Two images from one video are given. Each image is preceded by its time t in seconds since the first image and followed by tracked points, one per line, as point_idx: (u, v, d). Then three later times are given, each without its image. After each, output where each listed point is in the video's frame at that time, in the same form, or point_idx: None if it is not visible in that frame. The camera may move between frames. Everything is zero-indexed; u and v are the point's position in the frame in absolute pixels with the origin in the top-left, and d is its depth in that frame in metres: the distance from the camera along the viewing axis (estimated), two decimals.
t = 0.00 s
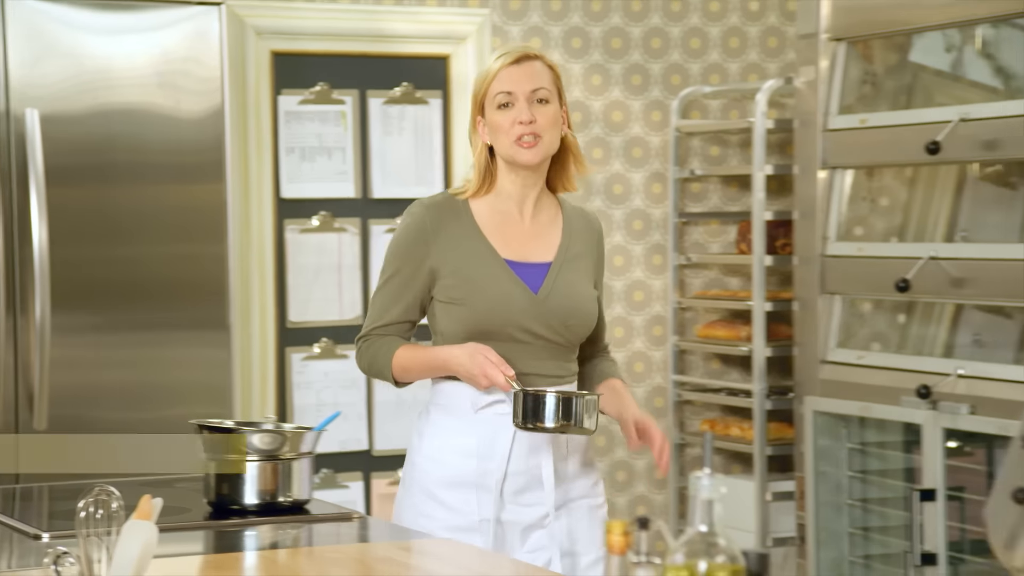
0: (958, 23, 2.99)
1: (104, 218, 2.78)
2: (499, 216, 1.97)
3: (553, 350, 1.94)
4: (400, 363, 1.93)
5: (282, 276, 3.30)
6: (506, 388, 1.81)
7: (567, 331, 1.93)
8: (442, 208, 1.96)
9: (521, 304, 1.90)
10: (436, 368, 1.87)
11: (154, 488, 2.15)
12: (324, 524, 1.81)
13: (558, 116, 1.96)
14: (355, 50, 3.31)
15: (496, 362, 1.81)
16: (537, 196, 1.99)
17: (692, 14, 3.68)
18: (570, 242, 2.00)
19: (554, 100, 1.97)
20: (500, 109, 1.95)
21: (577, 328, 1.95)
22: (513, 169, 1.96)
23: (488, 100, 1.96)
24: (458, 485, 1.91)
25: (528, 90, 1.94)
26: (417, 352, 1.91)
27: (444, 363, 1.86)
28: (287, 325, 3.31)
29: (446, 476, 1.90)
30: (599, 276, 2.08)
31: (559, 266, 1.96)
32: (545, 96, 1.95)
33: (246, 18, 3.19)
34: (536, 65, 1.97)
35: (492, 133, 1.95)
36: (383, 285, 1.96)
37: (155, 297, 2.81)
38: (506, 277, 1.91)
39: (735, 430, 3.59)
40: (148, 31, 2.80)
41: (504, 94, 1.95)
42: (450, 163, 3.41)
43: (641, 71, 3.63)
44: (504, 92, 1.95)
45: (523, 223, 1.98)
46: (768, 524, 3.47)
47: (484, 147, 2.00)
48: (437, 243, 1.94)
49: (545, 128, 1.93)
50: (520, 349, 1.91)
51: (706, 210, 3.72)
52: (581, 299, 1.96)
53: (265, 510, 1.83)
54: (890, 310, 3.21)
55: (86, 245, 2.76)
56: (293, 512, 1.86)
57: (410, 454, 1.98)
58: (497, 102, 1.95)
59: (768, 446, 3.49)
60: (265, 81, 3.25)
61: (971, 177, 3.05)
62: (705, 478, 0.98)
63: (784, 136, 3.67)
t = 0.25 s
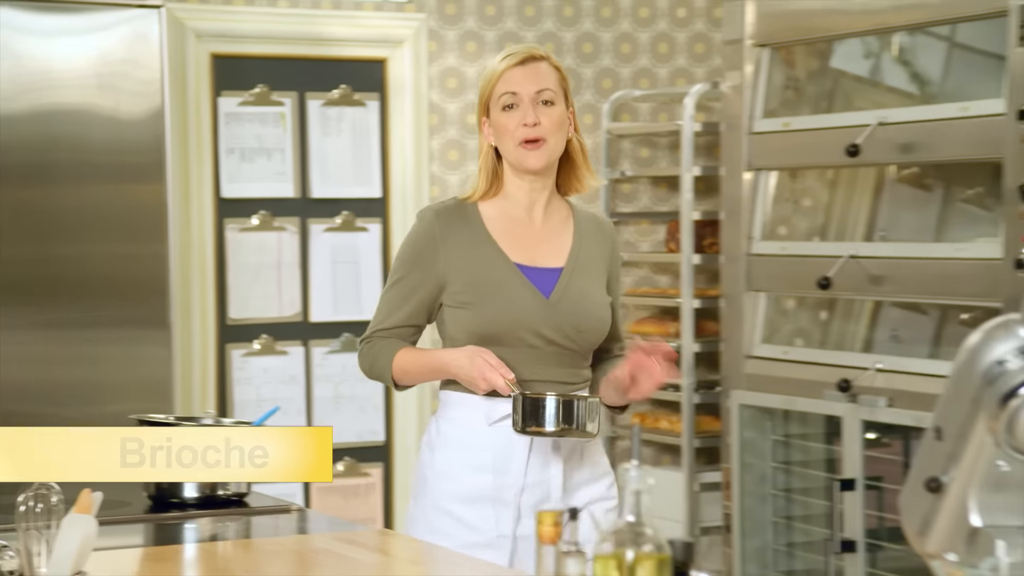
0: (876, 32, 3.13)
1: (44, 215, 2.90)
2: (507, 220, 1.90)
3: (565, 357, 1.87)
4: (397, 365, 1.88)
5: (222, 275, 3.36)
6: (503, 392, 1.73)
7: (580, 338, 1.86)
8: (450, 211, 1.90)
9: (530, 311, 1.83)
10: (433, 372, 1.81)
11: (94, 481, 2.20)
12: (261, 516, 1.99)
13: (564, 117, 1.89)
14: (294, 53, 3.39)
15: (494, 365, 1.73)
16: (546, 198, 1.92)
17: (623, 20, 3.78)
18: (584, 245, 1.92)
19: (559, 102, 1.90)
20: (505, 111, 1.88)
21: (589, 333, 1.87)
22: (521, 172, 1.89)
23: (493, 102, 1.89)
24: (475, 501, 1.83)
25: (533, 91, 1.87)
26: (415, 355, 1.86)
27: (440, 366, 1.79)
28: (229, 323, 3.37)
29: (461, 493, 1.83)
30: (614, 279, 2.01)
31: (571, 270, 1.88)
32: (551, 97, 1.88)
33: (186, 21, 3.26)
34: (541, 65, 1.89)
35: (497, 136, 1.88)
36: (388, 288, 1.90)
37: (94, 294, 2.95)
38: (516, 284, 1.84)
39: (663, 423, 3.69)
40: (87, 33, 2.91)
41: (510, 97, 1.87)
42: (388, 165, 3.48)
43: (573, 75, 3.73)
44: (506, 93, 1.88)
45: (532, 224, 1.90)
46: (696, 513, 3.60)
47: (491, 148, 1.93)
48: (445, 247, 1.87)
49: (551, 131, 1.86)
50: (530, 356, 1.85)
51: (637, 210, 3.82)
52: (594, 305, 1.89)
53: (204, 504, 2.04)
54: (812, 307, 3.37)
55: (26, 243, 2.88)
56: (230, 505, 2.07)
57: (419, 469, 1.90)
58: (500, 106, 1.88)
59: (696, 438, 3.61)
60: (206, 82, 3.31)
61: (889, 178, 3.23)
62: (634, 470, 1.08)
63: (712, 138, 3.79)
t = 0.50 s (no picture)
0: (791, 42, 3.30)
1: None
2: (506, 206, 1.98)
3: (567, 342, 1.94)
4: (400, 363, 1.96)
5: (162, 274, 3.57)
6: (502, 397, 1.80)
7: (581, 324, 1.93)
8: (450, 204, 1.98)
9: (530, 297, 1.91)
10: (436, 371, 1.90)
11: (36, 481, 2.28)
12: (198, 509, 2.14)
13: (559, 101, 1.95)
14: (231, 57, 3.60)
15: (491, 369, 1.81)
16: (544, 183, 2.00)
17: (551, 28, 3.93)
18: (585, 232, 1.99)
19: (554, 84, 1.96)
20: (501, 95, 1.95)
21: (591, 323, 1.95)
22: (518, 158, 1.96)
23: (489, 87, 1.97)
24: (475, 485, 1.90)
25: (527, 75, 1.94)
26: (417, 353, 1.94)
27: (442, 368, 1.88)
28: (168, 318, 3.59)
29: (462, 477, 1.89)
30: (621, 264, 2.06)
31: (570, 257, 1.95)
32: (545, 80, 1.94)
33: (126, 26, 3.46)
34: (535, 49, 1.96)
35: (493, 120, 1.96)
36: (391, 280, 1.99)
37: (33, 292, 3.00)
38: (515, 271, 1.92)
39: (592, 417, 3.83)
40: (28, 37, 2.98)
41: (505, 82, 1.95)
42: (324, 165, 3.71)
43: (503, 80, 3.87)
44: (502, 78, 1.95)
45: (532, 212, 1.98)
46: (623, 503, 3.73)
47: (486, 134, 2.02)
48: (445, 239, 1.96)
49: (546, 114, 1.93)
50: (531, 344, 1.92)
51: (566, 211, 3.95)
52: (595, 290, 1.95)
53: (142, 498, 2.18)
54: (734, 304, 3.51)
55: None
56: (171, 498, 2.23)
57: (422, 457, 1.96)
58: (496, 91, 1.96)
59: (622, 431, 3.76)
60: (145, 86, 3.50)
61: (806, 182, 3.38)
62: (560, 461, 1.20)
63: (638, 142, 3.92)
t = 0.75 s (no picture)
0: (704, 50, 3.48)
1: None
2: (492, 227, 1.95)
3: (560, 359, 1.93)
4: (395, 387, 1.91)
5: (98, 275, 3.69)
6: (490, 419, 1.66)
7: (572, 341, 1.92)
8: (435, 225, 1.96)
9: (521, 318, 1.89)
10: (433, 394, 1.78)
11: None
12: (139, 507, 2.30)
13: (536, 118, 1.92)
14: (165, 62, 3.72)
15: (477, 391, 1.67)
16: (528, 201, 1.98)
17: (477, 37, 4.05)
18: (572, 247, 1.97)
19: (531, 100, 1.93)
20: (478, 116, 1.91)
21: (583, 338, 1.93)
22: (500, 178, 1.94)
23: (465, 109, 1.93)
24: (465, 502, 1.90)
25: (504, 95, 1.90)
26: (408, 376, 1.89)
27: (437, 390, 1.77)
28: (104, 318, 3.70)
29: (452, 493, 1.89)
30: (608, 272, 2.06)
31: (560, 273, 1.93)
32: (522, 98, 1.91)
33: (60, 32, 3.57)
34: (509, 67, 1.92)
35: (472, 142, 1.92)
36: (381, 304, 1.98)
37: None
38: (504, 290, 1.90)
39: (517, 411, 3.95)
40: None
41: (481, 103, 1.91)
42: (257, 168, 3.82)
43: (430, 86, 3.99)
44: (478, 98, 1.91)
45: (518, 231, 1.96)
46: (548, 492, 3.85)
47: (466, 153, 1.98)
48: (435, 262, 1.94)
49: (526, 134, 1.90)
50: (522, 363, 1.91)
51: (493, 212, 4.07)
52: (586, 306, 1.94)
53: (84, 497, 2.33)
54: (651, 301, 3.69)
55: None
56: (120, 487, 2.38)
57: (415, 468, 1.97)
58: (473, 111, 1.91)
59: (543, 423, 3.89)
60: (80, 89, 3.63)
61: (719, 185, 3.57)
62: (483, 452, 1.24)
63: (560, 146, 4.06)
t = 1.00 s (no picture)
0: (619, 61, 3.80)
1: None
2: (478, 223, 1.88)
3: (556, 352, 1.86)
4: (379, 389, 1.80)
5: (37, 274, 4.00)
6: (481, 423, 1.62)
7: (567, 333, 1.85)
8: (418, 226, 1.90)
9: (513, 314, 1.82)
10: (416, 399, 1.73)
11: None
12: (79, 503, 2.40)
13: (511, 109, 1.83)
14: (100, 68, 4.03)
15: (469, 396, 1.64)
16: (513, 195, 1.90)
17: (403, 46, 4.34)
18: (561, 238, 1.90)
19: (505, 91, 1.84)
20: (453, 111, 1.82)
21: (576, 329, 1.87)
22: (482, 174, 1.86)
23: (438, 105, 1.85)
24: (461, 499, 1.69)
25: (477, 89, 1.81)
26: (392, 378, 1.79)
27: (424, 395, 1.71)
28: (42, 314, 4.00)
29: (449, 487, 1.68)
30: (597, 270, 2.00)
31: (550, 266, 1.86)
32: (494, 90, 1.82)
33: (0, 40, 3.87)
34: (477, 59, 1.84)
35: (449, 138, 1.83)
36: (364, 306, 1.90)
37: None
38: (494, 286, 1.83)
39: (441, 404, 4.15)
40: None
41: (454, 98, 1.82)
42: (191, 169, 4.14)
43: (358, 93, 4.28)
44: (453, 91, 1.82)
45: (506, 224, 1.88)
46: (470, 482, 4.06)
47: (445, 153, 1.90)
48: (420, 261, 1.88)
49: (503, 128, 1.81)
50: (517, 360, 1.83)
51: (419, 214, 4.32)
52: (577, 296, 1.87)
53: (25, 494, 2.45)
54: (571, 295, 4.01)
55: None
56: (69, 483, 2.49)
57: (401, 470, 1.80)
58: (449, 105, 1.83)
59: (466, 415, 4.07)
60: (17, 97, 3.93)
61: (633, 188, 3.91)
62: (405, 443, 1.35)
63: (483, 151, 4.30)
